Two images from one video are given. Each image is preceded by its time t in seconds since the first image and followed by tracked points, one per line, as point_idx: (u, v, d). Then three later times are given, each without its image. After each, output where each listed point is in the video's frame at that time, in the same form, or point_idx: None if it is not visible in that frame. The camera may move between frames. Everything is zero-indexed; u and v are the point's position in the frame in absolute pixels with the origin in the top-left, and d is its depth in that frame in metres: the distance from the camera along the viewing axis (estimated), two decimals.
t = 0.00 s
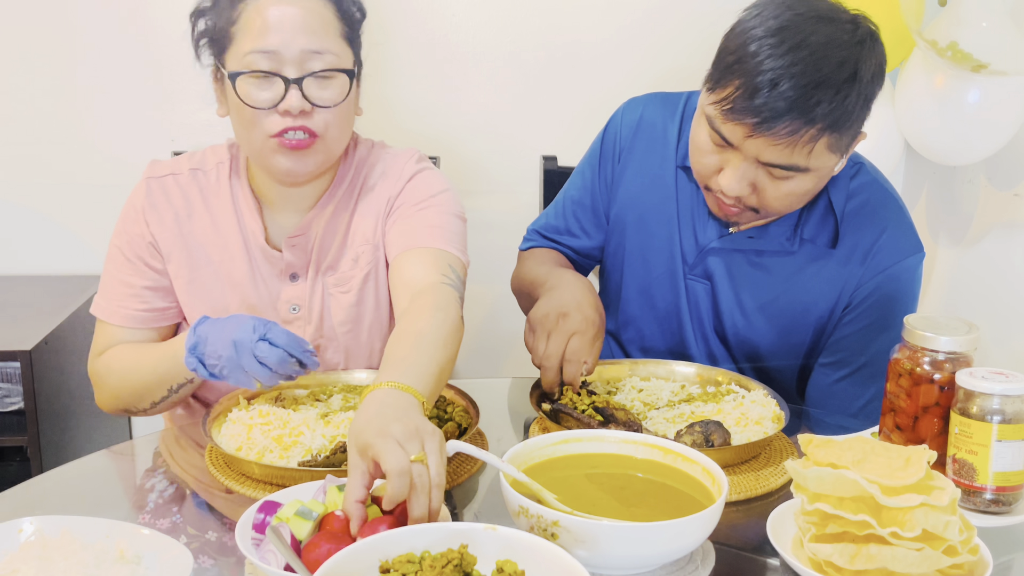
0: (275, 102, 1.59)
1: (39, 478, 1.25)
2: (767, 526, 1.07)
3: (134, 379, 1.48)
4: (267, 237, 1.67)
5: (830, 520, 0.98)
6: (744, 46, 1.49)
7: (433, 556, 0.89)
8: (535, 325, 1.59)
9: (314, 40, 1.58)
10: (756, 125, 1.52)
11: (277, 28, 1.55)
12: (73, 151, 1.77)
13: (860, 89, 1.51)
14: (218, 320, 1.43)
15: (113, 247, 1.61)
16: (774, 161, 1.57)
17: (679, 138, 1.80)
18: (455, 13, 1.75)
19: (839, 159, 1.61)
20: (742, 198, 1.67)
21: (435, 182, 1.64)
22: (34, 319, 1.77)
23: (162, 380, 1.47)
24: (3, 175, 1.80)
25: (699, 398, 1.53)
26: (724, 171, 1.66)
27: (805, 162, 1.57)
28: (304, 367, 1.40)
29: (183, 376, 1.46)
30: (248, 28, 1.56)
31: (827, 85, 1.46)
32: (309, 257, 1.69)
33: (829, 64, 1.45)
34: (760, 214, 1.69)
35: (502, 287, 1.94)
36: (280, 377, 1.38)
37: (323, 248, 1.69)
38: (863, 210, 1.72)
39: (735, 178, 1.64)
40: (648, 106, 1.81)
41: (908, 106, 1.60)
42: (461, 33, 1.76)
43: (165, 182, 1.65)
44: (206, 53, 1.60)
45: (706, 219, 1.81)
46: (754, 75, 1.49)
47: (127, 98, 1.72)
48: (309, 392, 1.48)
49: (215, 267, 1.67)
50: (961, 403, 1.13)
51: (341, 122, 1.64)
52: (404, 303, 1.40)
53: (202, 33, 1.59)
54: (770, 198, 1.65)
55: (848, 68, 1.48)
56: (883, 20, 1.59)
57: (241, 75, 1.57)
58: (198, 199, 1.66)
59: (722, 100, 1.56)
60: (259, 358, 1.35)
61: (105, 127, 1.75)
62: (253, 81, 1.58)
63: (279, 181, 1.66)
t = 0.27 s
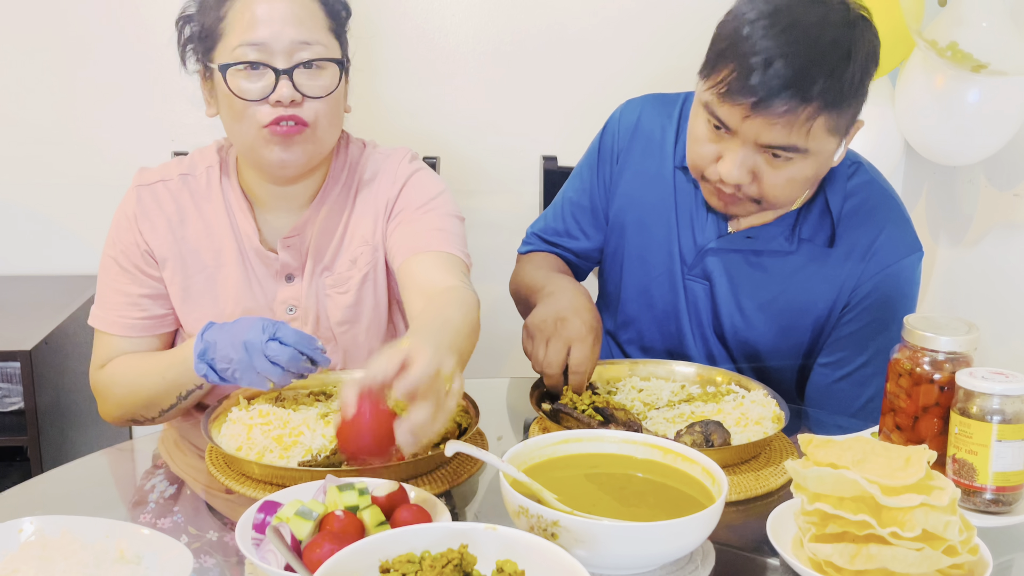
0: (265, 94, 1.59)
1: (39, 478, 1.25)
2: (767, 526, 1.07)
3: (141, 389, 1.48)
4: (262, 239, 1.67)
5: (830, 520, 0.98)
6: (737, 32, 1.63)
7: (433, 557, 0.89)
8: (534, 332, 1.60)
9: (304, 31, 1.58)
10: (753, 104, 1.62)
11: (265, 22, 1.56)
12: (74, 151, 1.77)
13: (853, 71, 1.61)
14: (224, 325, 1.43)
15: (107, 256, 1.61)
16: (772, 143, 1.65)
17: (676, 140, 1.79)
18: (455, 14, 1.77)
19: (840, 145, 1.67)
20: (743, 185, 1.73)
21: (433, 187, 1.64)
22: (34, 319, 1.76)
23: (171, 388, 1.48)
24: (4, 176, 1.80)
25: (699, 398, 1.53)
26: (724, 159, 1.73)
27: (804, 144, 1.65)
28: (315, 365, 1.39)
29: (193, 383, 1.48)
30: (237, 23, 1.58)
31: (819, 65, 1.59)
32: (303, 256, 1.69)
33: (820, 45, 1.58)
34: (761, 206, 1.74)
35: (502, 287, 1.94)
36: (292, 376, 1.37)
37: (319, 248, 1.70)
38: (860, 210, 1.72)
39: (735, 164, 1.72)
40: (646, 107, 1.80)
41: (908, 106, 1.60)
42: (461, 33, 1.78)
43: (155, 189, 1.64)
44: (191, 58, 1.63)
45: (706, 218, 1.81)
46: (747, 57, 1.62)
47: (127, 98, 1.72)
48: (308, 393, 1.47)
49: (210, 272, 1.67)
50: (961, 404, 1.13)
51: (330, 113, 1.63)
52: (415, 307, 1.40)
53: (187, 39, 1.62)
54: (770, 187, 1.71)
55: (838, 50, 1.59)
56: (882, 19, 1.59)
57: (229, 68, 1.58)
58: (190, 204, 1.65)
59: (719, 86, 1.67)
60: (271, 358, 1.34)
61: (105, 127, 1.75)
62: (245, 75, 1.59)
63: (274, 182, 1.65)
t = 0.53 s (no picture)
0: (281, 93, 1.58)
1: (39, 478, 1.25)
2: (767, 526, 1.06)
3: (148, 386, 1.49)
4: (273, 237, 1.68)
5: (830, 520, 0.98)
6: (729, 26, 1.56)
7: (433, 557, 0.89)
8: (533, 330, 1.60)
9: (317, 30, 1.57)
10: (747, 98, 1.55)
11: (280, 21, 1.55)
12: (74, 151, 1.77)
13: (847, 59, 1.55)
14: (233, 324, 1.45)
15: (114, 254, 1.62)
16: (767, 138, 1.59)
17: (672, 140, 1.79)
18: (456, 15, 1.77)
19: (834, 137, 1.62)
20: (738, 180, 1.69)
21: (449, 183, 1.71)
22: (33, 319, 1.76)
23: (179, 386, 1.49)
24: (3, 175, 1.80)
25: (698, 398, 1.53)
26: (719, 155, 1.69)
27: (798, 137, 1.59)
28: (326, 363, 1.42)
29: (201, 381, 1.49)
30: (249, 24, 1.57)
31: (814, 55, 1.52)
32: (316, 251, 1.70)
33: (815, 34, 1.51)
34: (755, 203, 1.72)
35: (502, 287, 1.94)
36: (303, 374, 1.40)
37: (332, 243, 1.70)
38: (857, 209, 1.72)
39: (730, 160, 1.68)
40: (642, 107, 1.80)
41: (908, 105, 1.61)
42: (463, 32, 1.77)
43: (163, 186, 1.65)
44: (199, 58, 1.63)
45: (703, 217, 1.81)
46: (741, 50, 1.54)
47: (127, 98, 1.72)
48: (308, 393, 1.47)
49: (221, 270, 1.67)
50: (960, 403, 1.13)
51: (347, 110, 1.63)
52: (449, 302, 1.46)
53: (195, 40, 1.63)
54: (765, 181, 1.67)
55: (835, 37, 1.52)
56: (883, 19, 1.59)
57: (245, 69, 1.58)
58: (200, 203, 1.66)
59: (712, 80, 1.60)
60: (281, 356, 1.36)
61: (104, 126, 1.75)
62: (259, 74, 1.58)
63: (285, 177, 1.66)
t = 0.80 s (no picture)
0: (293, 90, 1.57)
1: (39, 478, 1.25)
2: (767, 526, 1.06)
3: (153, 379, 1.49)
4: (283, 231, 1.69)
5: (830, 520, 0.98)
6: (727, 33, 1.56)
7: (433, 557, 0.89)
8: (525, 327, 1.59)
9: (328, 28, 1.57)
10: (743, 107, 1.54)
11: (292, 20, 1.55)
12: (74, 150, 1.77)
13: (843, 70, 1.54)
14: (240, 318, 1.45)
15: (121, 248, 1.60)
16: (762, 145, 1.56)
17: (670, 140, 1.78)
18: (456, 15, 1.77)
19: (828, 145, 1.61)
20: (733, 185, 1.66)
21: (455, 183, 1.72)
22: (33, 319, 1.76)
23: (184, 380, 1.49)
24: (4, 175, 1.80)
25: (699, 398, 1.53)
26: (715, 160, 1.66)
27: (794, 145, 1.57)
28: (332, 357, 1.41)
29: (206, 374, 1.49)
30: (261, 22, 1.57)
31: (810, 65, 1.51)
32: (328, 247, 1.71)
33: (810, 43, 1.51)
34: (751, 205, 1.68)
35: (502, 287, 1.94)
36: (309, 368, 1.39)
37: (343, 239, 1.71)
38: (854, 207, 1.72)
39: (726, 166, 1.64)
40: (640, 107, 1.80)
41: (908, 104, 1.62)
42: (463, 33, 1.78)
43: (173, 182, 1.65)
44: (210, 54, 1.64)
45: (701, 218, 1.80)
46: (739, 58, 1.53)
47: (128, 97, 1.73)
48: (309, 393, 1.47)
49: (230, 265, 1.67)
50: (960, 404, 1.13)
51: (357, 108, 1.62)
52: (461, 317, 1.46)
53: (205, 35, 1.64)
54: (761, 185, 1.64)
55: (830, 47, 1.52)
56: (882, 19, 1.58)
57: (258, 67, 1.56)
58: (209, 200, 1.66)
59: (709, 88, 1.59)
60: (288, 350, 1.36)
61: (106, 126, 1.76)
62: (271, 73, 1.57)
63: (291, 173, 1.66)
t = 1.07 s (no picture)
0: (302, 93, 1.61)
1: (39, 478, 1.25)
2: (767, 526, 1.06)
3: (154, 374, 1.50)
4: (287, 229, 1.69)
5: (830, 520, 0.98)
6: (731, 37, 1.57)
7: (433, 557, 0.89)
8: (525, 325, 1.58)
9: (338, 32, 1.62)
10: (745, 112, 1.56)
11: (301, 22, 1.59)
12: (73, 150, 1.77)
13: (847, 74, 1.56)
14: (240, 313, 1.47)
15: (124, 245, 1.60)
16: (765, 149, 1.59)
17: (669, 140, 1.79)
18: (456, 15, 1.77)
19: (831, 147, 1.63)
20: (736, 188, 1.68)
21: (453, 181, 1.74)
22: (33, 319, 1.76)
23: (185, 374, 1.51)
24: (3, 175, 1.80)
25: (698, 398, 1.53)
26: (717, 162, 1.68)
27: (796, 149, 1.59)
28: (332, 352, 1.43)
29: (207, 368, 1.51)
30: (272, 23, 1.60)
31: (811, 72, 1.52)
32: (331, 245, 1.72)
33: (812, 50, 1.52)
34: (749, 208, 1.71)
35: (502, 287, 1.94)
36: (309, 362, 1.41)
37: (347, 237, 1.73)
38: (853, 208, 1.72)
39: (727, 168, 1.66)
40: (639, 108, 1.81)
41: (908, 105, 1.61)
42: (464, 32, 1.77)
43: (176, 180, 1.66)
44: (217, 51, 1.67)
45: (701, 218, 1.80)
46: (741, 64, 1.55)
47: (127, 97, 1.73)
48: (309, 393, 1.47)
49: (233, 261, 1.68)
50: (960, 403, 1.13)
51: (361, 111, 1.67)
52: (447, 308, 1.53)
53: (213, 32, 1.66)
54: (763, 189, 1.66)
55: (833, 52, 1.54)
56: (883, 19, 1.58)
57: (269, 69, 1.60)
58: (212, 197, 1.67)
59: (711, 92, 1.61)
60: (289, 344, 1.38)
61: (105, 127, 1.75)
62: (280, 74, 1.61)
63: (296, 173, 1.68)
